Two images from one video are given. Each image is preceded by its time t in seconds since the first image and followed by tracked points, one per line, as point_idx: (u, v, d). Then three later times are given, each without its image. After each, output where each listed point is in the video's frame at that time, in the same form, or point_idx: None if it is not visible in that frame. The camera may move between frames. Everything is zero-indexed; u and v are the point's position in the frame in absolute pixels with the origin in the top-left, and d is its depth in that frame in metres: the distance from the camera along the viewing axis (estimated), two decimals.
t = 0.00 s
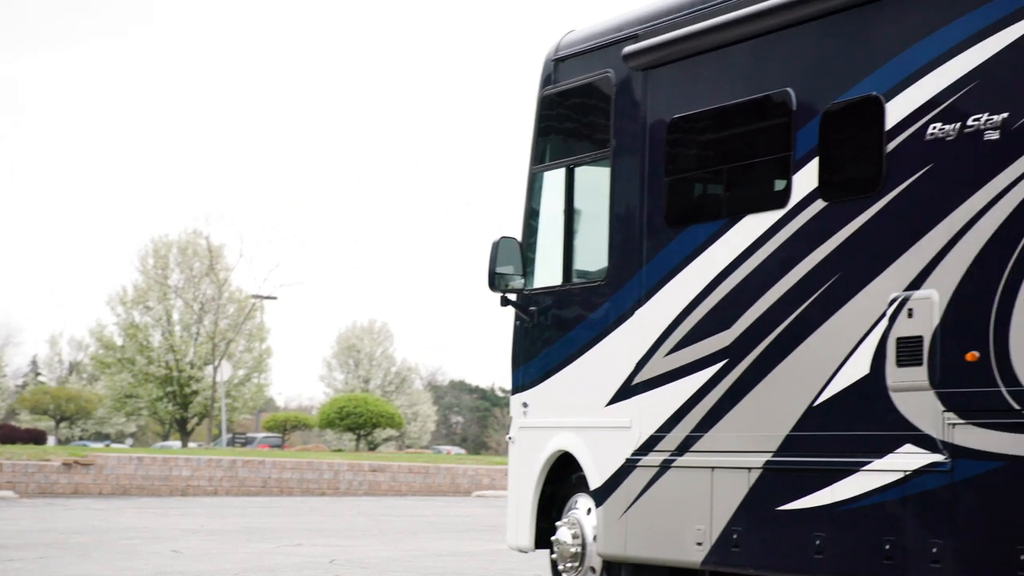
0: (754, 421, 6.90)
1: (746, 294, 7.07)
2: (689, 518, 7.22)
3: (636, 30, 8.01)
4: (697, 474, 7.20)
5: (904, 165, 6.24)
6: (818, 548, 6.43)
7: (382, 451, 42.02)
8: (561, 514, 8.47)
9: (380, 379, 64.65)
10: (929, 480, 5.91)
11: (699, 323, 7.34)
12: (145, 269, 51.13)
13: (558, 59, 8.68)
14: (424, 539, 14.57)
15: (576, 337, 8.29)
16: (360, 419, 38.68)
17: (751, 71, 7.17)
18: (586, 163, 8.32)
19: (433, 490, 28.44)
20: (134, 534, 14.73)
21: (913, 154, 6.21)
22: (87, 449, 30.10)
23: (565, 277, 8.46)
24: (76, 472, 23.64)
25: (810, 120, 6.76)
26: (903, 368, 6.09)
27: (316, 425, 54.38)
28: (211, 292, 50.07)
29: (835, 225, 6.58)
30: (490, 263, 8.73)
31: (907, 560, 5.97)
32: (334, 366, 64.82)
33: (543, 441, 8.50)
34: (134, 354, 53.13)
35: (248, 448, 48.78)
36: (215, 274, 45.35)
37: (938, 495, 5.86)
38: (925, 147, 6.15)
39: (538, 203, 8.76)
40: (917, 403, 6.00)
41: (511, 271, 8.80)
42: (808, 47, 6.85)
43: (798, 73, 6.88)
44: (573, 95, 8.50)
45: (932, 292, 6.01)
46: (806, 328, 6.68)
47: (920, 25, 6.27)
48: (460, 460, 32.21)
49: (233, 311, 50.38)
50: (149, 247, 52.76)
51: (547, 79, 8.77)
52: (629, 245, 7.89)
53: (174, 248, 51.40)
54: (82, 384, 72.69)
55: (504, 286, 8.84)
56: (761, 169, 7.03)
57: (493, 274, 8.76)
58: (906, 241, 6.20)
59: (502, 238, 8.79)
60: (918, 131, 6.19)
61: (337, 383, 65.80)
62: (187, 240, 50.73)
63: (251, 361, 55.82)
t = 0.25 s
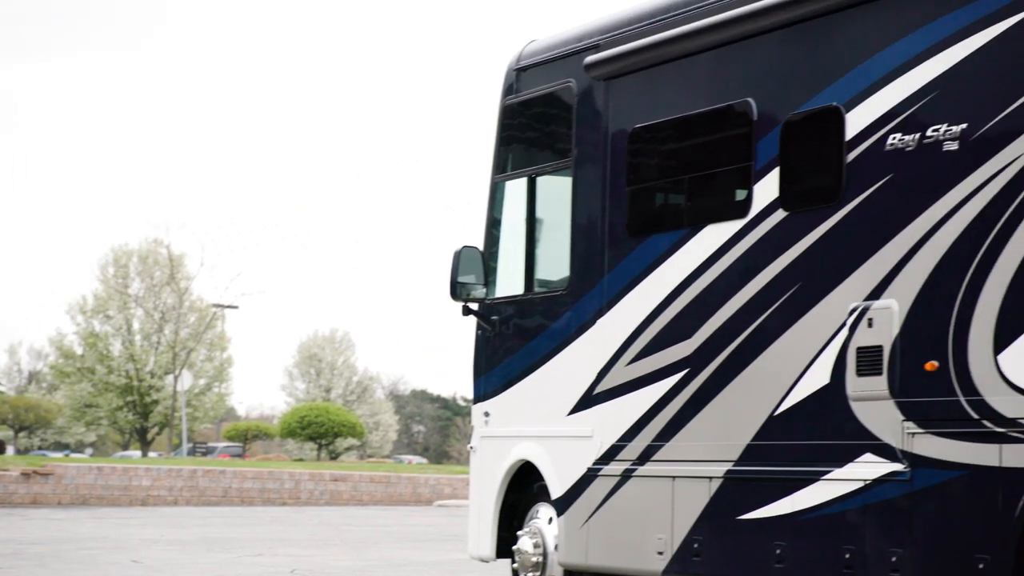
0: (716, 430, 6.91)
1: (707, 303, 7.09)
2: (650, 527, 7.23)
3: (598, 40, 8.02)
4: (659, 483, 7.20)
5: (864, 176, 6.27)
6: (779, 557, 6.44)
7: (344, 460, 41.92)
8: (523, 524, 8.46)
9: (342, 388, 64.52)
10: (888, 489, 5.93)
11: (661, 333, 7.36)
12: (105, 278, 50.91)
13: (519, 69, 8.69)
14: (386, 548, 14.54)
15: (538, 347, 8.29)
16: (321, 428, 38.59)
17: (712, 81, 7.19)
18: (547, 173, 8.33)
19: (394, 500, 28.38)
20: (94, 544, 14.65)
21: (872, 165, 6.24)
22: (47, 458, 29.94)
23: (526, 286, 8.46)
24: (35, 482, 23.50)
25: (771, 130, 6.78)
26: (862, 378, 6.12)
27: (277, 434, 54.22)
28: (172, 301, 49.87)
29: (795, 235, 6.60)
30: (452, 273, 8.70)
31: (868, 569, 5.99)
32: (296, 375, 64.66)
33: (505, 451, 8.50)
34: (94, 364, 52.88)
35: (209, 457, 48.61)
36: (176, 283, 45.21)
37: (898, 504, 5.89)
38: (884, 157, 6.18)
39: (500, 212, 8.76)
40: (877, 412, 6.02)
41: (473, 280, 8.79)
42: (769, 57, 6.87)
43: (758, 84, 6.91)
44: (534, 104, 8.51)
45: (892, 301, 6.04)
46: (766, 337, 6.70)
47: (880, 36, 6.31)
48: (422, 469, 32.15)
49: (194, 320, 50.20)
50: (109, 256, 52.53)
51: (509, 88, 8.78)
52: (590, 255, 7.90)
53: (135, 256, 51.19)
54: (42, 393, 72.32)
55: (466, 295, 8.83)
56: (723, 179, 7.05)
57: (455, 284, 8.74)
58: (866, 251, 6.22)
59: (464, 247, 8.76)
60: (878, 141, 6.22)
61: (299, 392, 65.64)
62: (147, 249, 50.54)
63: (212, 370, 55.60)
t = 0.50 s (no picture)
0: (679, 439, 6.92)
1: (670, 314, 7.10)
2: (614, 537, 7.23)
3: (562, 50, 8.03)
4: (623, 493, 7.21)
5: (827, 186, 6.29)
6: (743, 567, 6.46)
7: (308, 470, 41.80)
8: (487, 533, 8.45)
9: (306, 398, 64.37)
10: (851, 498, 5.95)
11: (625, 343, 7.36)
12: (68, 287, 50.66)
13: (484, 79, 8.69)
14: (350, 559, 14.50)
15: (502, 356, 8.29)
16: (285, 438, 38.48)
17: (676, 91, 7.21)
18: (511, 183, 8.33)
19: (358, 509, 28.33)
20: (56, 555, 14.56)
21: (835, 175, 6.26)
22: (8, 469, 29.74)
23: (491, 296, 8.46)
24: None
25: (734, 141, 6.80)
26: (826, 388, 6.13)
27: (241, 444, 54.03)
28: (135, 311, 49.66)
29: (757, 245, 6.61)
30: (416, 282, 8.69)
31: None
32: (260, 385, 64.48)
33: (469, 461, 8.48)
34: (56, 373, 52.61)
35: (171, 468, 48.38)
36: (139, 293, 45.04)
37: (861, 513, 5.90)
38: (847, 168, 6.20)
39: (464, 222, 8.76)
40: (840, 422, 6.04)
41: (436, 290, 8.78)
42: (732, 68, 6.89)
43: (722, 94, 6.93)
44: (498, 114, 8.51)
45: (855, 311, 6.06)
46: (730, 347, 6.71)
47: (843, 47, 6.33)
48: (385, 479, 32.09)
49: (157, 330, 50.00)
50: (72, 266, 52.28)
51: (473, 98, 8.78)
52: (555, 265, 7.90)
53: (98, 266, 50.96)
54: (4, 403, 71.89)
55: (429, 304, 8.82)
56: (687, 189, 7.06)
57: (419, 293, 8.73)
58: (829, 261, 6.24)
59: (428, 257, 8.75)
60: (841, 152, 6.24)
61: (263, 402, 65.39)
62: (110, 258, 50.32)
63: (175, 380, 55.38)
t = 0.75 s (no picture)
0: (643, 451, 6.93)
1: (634, 325, 7.11)
2: (578, 549, 7.23)
3: (527, 61, 8.04)
4: (587, 504, 7.21)
5: (790, 198, 6.32)
6: None
7: (272, 482, 41.66)
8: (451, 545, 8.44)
9: (269, 409, 64.20)
10: (814, 509, 5.97)
11: (589, 354, 7.37)
12: (30, 298, 50.41)
13: (448, 90, 8.69)
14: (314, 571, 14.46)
15: (466, 368, 8.28)
16: (249, 450, 38.39)
17: (640, 103, 7.22)
18: (476, 194, 8.33)
19: (322, 521, 28.26)
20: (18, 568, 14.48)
21: (799, 187, 6.28)
22: None
23: (455, 307, 8.45)
24: None
25: (698, 153, 6.82)
26: (789, 400, 6.15)
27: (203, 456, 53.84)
28: (98, 322, 49.44)
29: (721, 257, 6.63)
30: (380, 294, 8.66)
31: None
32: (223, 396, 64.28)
33: (433, 472, 8.47)
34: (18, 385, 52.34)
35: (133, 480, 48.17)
36: (101, 304, 44.86)
37: (824, 525, 5.92)
38: (810, 180, 6.23)
39: (429, 233, 8.75)
40: (804, 434, 6.05)
41: (402, 302, 8.74)
42: (696, 80, 6.91)
43: (686, 106, 6.95)
44: (463, 125, 8.51)
45: (818, 323, 6.08)
46: (693, 359, 6.72)
47: (807, 60, 6.36)
48: (350, 491, 32.01)
49: (120, 341, 49.79)
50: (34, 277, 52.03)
51: (438, 109, 8.78)
52: (519, 276, 7.90)
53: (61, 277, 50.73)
54: None
55: (394, 316, 8.78)
56: (651, 201, 7.08)
57: (384, 305, 8.69)
58: (792, 273, 6.26)
59: (393, 268, 8.72)
60: (804, 164, 6.27)
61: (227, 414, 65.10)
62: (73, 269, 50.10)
63: (138, 391, 55.15)
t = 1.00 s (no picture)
0: (604, 462, 6.94)
1: (596, 336, 7.12)
2: (540, 559, 7.23)
3: (489, 72, 8.05)
4: (549, 515, 7.21)
5: (751, 210, 6.34)
6: None
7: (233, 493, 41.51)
8: (412, 556, 8.42)
9: (231, 420, 63.99)
10: (774, 520, 5.98)
11: (551, 365, 7.37)
12: None
13: (411, 100, 8.69)
14: None
15: (428, 378, 8.27)
16: (209, 461, 38.26)
17: (602, 115, 7.24)
18: (438, 205, 8.33)
19: (283, 532, 28.17)
20: None
21: (760, 199, 6.31)
22: None
23: (417, 318, 8.44)
24: None
25: (660, 164, 6.84)
26: (750, 411, 6.16)
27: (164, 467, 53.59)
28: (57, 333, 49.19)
29: (682, 268, 6.65)
30: (342, 304, 8.65)
31: None
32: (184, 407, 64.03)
33: (395, 483, 8.46)
34: None
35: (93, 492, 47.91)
36: (61, 314, 44.64)
37: (784, 535, 5.94)
38: (772, 192, 6.25)
39: (391, 244, 8.75)
40: (764, 445, 6.07)
41: (363, 312, 8.73)
42: (658, 92, 6.93)
43: (648, 117, 6.96)
44: (425, 136, 8.51)
45: (779, 334, 6.11)
46: (655, 370, 6.73)
47: (768, 71, 6.38)
48: (311, 502, 31.92)
49: (80, 352, 49.55)
50: None
51: (400, 120, 8.77)
52: (482, 287, 7.90)
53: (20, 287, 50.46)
54: None
55: (356, 326, 8.76)
56: (613, 212, 7.09)
57: (345, 315, 8.68)
58: (753, 284, 6.28)
59: (354, 279, 8.72)
60: (765, 175, 6.29)
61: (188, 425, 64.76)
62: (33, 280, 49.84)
63: (98, 402, 54.88)
